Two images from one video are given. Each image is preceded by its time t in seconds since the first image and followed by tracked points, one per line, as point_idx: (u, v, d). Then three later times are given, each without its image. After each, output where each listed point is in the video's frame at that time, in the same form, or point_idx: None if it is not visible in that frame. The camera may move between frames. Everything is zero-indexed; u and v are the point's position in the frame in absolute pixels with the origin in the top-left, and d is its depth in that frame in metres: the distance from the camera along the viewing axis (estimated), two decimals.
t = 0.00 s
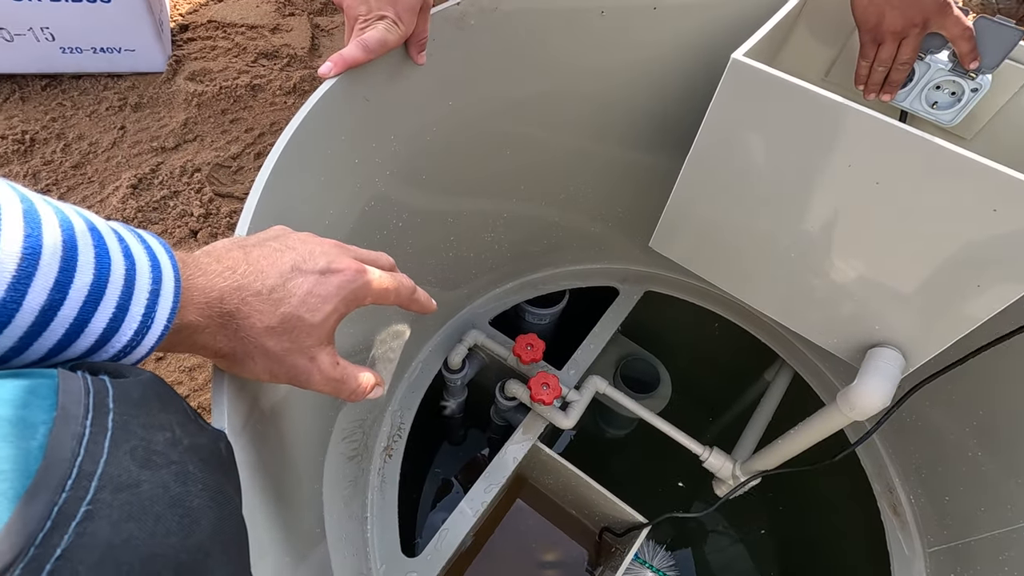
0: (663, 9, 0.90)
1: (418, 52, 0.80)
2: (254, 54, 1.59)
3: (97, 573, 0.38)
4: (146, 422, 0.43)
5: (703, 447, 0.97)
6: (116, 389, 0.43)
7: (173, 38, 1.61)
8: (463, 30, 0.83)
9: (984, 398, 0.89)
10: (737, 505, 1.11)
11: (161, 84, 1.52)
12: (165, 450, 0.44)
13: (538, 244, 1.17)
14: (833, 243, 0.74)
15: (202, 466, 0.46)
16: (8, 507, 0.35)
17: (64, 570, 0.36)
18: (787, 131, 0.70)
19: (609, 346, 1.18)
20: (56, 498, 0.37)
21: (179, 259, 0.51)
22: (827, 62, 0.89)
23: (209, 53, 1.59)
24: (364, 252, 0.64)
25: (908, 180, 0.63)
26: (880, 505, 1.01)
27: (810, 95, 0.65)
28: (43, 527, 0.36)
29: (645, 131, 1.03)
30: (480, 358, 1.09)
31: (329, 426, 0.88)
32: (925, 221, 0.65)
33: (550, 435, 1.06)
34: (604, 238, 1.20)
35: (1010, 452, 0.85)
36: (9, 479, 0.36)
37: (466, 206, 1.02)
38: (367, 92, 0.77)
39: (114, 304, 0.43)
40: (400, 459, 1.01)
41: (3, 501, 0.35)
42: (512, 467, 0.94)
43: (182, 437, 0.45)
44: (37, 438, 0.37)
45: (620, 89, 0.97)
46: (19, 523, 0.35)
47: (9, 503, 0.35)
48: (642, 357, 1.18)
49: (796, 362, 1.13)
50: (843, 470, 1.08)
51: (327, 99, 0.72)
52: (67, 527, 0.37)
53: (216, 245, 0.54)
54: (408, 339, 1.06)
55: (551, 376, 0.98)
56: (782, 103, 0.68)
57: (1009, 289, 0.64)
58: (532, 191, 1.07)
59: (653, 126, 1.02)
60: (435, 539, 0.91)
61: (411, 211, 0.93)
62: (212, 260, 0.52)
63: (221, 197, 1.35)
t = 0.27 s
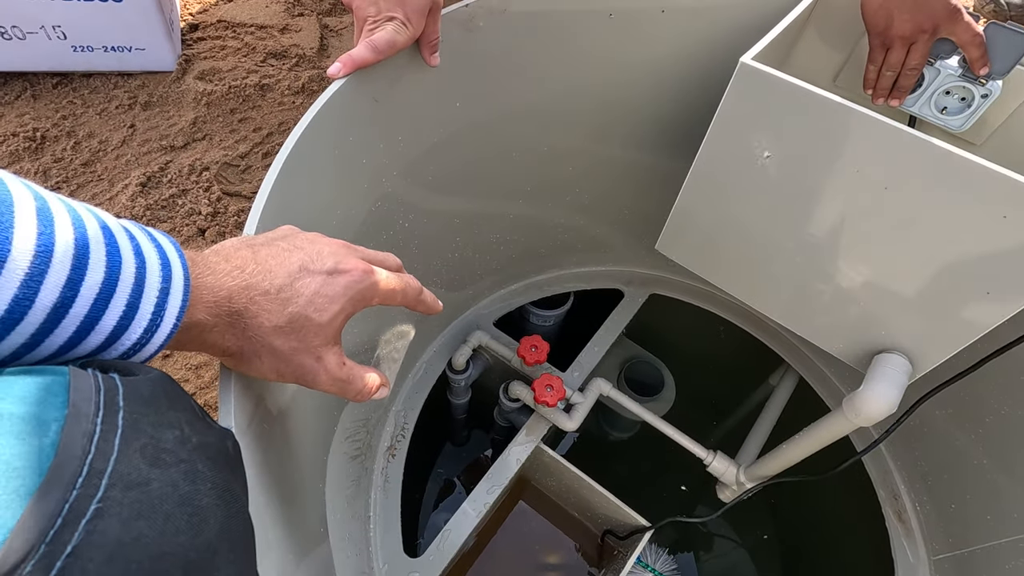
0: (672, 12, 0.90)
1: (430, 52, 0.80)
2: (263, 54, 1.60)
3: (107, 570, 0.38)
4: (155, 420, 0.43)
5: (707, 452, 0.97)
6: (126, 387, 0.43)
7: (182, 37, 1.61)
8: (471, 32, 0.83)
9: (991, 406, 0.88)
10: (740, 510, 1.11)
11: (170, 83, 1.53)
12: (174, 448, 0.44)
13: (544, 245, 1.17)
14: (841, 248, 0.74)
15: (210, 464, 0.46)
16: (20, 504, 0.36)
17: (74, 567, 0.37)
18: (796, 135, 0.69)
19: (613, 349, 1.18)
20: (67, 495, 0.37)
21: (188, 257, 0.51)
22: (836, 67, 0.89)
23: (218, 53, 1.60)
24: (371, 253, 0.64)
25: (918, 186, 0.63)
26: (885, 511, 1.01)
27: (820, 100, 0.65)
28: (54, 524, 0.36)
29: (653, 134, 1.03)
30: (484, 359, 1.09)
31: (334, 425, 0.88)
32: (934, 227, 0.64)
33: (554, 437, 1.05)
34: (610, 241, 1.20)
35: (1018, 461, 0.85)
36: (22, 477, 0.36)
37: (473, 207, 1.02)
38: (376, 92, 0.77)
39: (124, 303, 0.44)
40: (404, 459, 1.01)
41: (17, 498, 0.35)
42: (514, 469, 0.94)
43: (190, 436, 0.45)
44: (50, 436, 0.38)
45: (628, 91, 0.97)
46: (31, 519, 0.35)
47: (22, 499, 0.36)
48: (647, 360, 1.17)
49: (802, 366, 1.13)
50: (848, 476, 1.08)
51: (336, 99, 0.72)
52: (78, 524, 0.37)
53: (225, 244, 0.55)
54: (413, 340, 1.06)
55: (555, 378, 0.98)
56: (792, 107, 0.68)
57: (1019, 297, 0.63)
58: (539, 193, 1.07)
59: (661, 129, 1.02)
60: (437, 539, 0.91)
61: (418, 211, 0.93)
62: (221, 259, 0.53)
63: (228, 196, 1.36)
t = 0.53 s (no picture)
0: (677, 16, 0.90)
1: (440, 54, 0.81)
2: (269, 55, 1.60)
3: (114, 567, 0.38)
4: (162, 419, 0.44)
5: (709, 456, 0.96)
6: (134, 386, 0.43)
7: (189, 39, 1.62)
8: (477, 35, 0.83)
9: (995, 413, 0.88)
10: (741, 514, 1.11)
11: (177, 83, 1.54)
12: (180, 447, 0.44)
13: (547, 248, 1.17)
14: (845, 253, 0.74)
15: (215, 463, 0.46)
16: (32, 499, 0.36)
17: (82, 563, 0.37)
18: (801, 141, 0.69)
19: (616, 352, 1.18)
20: (76, 491, 0.37)
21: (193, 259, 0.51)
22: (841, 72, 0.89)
23: (225, 54, 1.60)
24: (374, 256, 0.65)
25: (923, 192, 0.63)
26: (889, 517, 1.01)
27: (825, 106, 0.65)
28: (63, 520, 0.37)
29: (657, 138, 1.03)
30: (486, 361, 1.09)
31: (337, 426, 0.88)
32: (939, 233, 0.64)
33: (555, 439, 1.05)
34: (613, 244, 1.20)
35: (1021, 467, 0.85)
36: (34, 472, 0.36)
37: (477, 210, 1.02)
38: (381, 95, 0.78)
39: (131, 303, 0.44)
40: (405, 460, 1.01)
41: (29, 492, 0.36)
42: (515, 471, 0.95)
43: (196, 435, 0.46)
44: (60, 433, 0.38)
45: (633, 95, 0.98)
46: (42, 513, 0.36)
47: (32, 496, 0.36)
48: (649, 363, 1.17)
49: (804, 371, 1.13)
50: (850, 481, 1.08)
51: (342, 102, 0.72)
52: (86, 521, 0.37)
53: (230, 246, 0.55)
54: (416, 341, 1.06)
55: (557, 380, 0.98)
56: (797, 113, 0.68)
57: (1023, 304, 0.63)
58: (543, 196, 1.08)
59: (665, 133, 1.03)
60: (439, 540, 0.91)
61: (422, 213, 0.93)
62: (225, 261, 0.53)
63: (233, 197, 1.36)
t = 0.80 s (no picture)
0: (678, 17, 0.90)
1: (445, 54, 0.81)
2: (272, 56, 1.61)
3: (112, 563, 0.38)
4: (160, 416, 0.44)
5: (710, 457, 0.96)
6: (132, 384, 0.43)
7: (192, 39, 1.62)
8: (478, 36, 0.84)
9: (995, 415, 0.88)
10: (742, 515, 1.11)
11: (180, 84, 1.54)
12: (179, 444, 0.44)
13: (548, 249, 1.17)
14: (846, 254, 0.74)
15: (214, 461, 0.46)
16: (29, 496, 0.36)
17: (80, 559, 0.37)
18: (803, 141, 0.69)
19: (617, 353, 1.18)
20: (74, 488, 0.37)
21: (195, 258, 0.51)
22: (842, 73, 0.89)
23: (228, 55, 1.61)
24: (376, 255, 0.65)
25: (924, 193, 0.63)
26: (889, 519, 1.00)
27: (826, 107, 0.65)
28: (61, 517, 0.37)
29: (658, 139, 1.03)
30: (487, 361, 1.09)
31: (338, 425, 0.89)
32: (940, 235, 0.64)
33: (556, 439, 1.05)
34: (615, 244, 1.20)
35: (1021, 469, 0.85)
36: (31, 469, 0.37)
37: (478, 210, 1.02)
38: (384, 96, 0.78)
39: (133, 303, 0.44)
40: (406, 460, 1.01)
41: (25, 490, 0.36)
42: (515, 472, 0.95)
43: (195, 433, 0.46)
44: (58, 431, 0.38)
45: (635, 96, 0.98)
46: (39, 510, 0.36)
47: (30, 492, 0.36)
48: (650, 364, 1.17)
49: (805, 372, 1.13)
50: (851, 482, 1.07)
51: (344, 103, 0.72)
52: (84, 517, 0.38)
53: (232, 246, 0.55)
54: (417, 341, 1.06)
55: (558, 381, 0.98)
56: (798, 114, 0.68)
57: None
58: (544, 196, 1.08)
59: (667, 134, 1.03)
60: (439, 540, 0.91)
61: (424, 213, 0.93)
62: (228, 261, 0.53)
63: (236, 197, 1.37)
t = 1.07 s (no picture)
0: (680, 19, 0.90)
1: (450, 54, 0.81)
2: (275, 56, 1.61)
3: (116, 559, 0.38)
4: (164, 413, 0.44)
5: (711, 457, 0.96)
6: (136, 381, 0.44)
7: (196, 40, 1.63)
8: (481, 38, 0.84)
9: (996, 415, 0.88)
10: (743, 516, 1.11)
11: (184, 84, 1.54)
12: (183, 441, 0.44)
13: (550, 249, 1.17)
14: (847, 255, 0.74)
15: (217, 458, 0.46)
16: (34, 493, 0.36)
17: (84, 555, 0.37)
18: (804, 142, 0.70)
19: (618, 353, 1.18)
20: (79, 484, 0.38)
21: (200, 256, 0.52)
22: (843, 74, 0.89)
23: (231, 55, 1.61)
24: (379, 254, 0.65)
25: (925, 195, 0.63)
26: (890, 521, 1.01)
27: (827, 108, 0.66)
28: (66, 513, 0.37)
29: (660, 140, 1.04)
30: (489, 361, 1.10)
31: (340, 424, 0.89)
32: (941, 236, 0.64)
33: (557, 439, 1.06)
34: (617, 245, 1.20)
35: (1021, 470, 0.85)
36: (36, 466, 0.37)
37: (480, 210, 1.02)
38: (387, 96, 0.78)
39: (139, 302, 0.44)
40: (408, 459, 1.01)
41: (30, 486, 0.36)
42: (517, 471, 0.95)
43: (199, 430, 0.46)
44: (62, 428, 0.38)
45: (637, 97, 0.98)
46: (44, 506, 0.36)
47: (35, 489, 0.36)
48: (651, 365, 1.17)
49: (806, 373, 1.13)
50: (851, 483, 1.08)
51: (348, 103, 0.73)
52: (89, 513, 0.38)
53: (236, 245, 0.55)
54: (419, 341, 1.07)
55: (559, 381, 0.98)
56: (799, 115, 0.68)
57: None
58: (546, 196, 1.08)
59: (668, 134, 1.03)
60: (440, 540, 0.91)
61: (426, 213, 0.93)
62: (232, 260, 0.53)
63: (239, 197, 1.37)
